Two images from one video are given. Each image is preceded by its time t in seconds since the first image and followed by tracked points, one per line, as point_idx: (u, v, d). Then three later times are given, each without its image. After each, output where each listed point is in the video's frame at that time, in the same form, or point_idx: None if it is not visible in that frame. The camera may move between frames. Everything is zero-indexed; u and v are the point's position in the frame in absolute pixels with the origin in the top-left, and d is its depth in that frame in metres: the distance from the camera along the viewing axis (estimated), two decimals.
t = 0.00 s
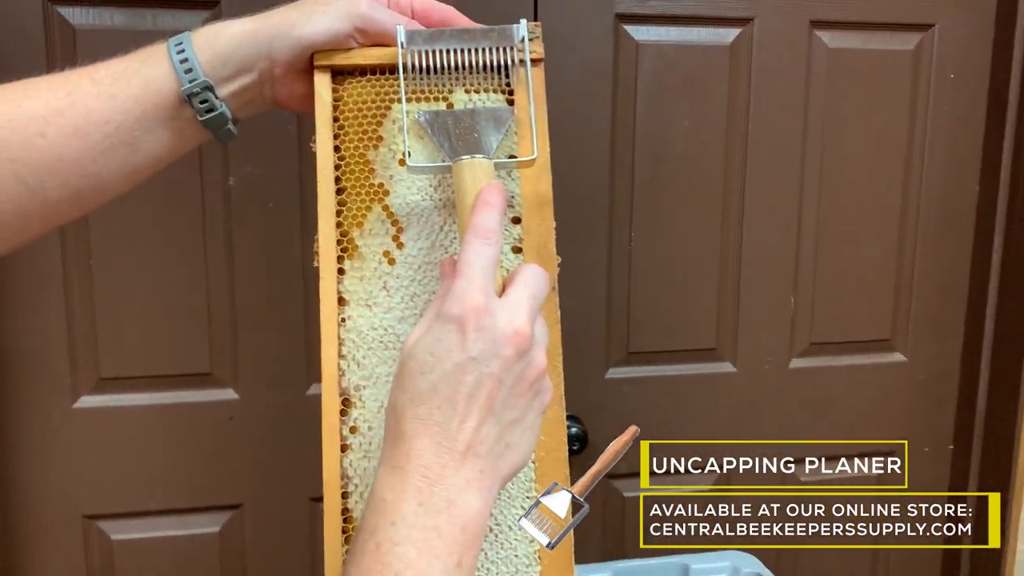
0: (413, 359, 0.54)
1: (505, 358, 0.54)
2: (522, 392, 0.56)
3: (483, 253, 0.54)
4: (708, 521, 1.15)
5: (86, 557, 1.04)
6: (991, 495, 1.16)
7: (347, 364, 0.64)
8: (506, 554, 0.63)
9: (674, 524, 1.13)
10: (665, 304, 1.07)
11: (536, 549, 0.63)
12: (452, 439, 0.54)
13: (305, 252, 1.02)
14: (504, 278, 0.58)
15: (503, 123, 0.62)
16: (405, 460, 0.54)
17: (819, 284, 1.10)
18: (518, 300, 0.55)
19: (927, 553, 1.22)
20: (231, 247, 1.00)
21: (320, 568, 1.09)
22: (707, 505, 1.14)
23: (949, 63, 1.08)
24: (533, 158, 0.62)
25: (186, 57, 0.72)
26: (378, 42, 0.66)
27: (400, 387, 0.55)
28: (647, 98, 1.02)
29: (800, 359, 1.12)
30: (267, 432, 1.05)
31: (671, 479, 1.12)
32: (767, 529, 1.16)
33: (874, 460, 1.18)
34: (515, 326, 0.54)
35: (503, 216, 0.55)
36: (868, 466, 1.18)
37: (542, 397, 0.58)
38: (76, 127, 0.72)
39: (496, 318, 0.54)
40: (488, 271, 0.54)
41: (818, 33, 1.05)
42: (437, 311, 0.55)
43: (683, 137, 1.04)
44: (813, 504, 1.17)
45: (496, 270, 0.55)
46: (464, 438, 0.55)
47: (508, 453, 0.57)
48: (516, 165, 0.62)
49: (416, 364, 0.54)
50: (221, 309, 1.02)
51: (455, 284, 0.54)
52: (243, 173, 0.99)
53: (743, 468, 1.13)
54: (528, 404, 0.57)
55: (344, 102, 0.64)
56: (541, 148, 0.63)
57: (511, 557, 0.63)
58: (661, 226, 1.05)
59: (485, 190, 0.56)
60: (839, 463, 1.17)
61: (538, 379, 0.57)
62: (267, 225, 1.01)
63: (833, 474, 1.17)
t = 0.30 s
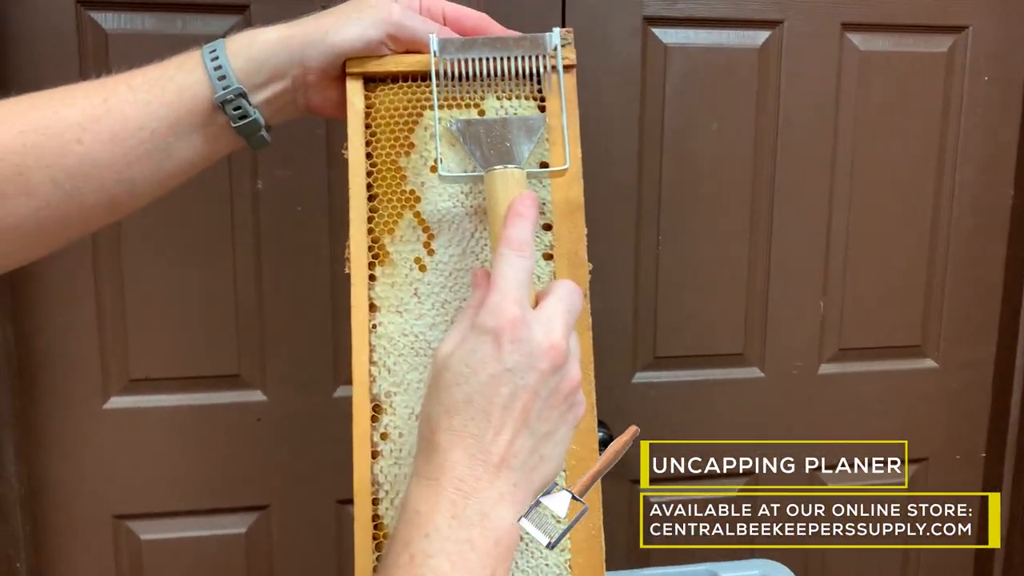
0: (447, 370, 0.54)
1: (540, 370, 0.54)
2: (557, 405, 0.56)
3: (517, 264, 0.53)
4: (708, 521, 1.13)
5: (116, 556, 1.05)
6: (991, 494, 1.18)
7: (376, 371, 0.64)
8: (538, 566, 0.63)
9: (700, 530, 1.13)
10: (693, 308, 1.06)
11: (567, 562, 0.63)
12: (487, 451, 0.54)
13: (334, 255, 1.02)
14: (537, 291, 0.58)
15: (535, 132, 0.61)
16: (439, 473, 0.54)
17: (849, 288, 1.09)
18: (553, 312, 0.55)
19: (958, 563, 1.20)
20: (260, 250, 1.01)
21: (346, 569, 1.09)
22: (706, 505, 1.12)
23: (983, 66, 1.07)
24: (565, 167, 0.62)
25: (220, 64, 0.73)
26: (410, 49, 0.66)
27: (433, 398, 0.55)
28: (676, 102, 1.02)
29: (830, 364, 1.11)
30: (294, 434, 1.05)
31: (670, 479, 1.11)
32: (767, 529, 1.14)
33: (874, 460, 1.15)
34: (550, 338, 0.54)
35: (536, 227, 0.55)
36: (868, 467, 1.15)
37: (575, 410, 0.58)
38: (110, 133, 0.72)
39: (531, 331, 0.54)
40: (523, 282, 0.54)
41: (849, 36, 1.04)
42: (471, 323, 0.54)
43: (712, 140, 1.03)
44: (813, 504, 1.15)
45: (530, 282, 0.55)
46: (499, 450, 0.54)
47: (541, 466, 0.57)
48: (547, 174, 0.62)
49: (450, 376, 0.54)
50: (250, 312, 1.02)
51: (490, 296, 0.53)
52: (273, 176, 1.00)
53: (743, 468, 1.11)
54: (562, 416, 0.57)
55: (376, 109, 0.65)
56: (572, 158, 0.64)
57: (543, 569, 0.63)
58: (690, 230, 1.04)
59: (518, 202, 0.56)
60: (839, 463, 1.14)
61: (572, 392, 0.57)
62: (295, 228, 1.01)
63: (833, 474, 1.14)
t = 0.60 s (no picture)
0: (476, 381, 0.53)
1: (570, 380, 0.53)
2: (586, 415, 0.56)
3: (546, 273, 0.53)
4: (708, 521, 1.11)
5: (140, 556, 1.05)
6: (992, 493, 1.16)
7: (399, 373, 0.63)
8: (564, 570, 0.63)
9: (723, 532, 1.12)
10: (717, 311, 1.05)
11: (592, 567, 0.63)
12: (517, 461, 0.54)
13: (357, 256, 1.03)
14: (564, 301, 0.58)
15: (561, 138, 0.61)
16: (469, 484, 0.53)
17: (876, 291, 1.08)
18: (582, 322, 0.55)
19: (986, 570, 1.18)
20: (284, 252, 1.01)
21: (368, 570, 1.09)
22: (706, 505, 1.10)
23: (1013, 66, 1.05)
24: (591, 172, 0.62)
25: (246, 66, 0.73)
26: (435, 50, 0.67)
27: (462, 408, 0.54)
28: (701, 102, 1.01)
29: (856, 368, 1.10)
30: (317, 435, 1.05)
31: (668, 479, 1.09)
32: (767, 529, 1.12)
33: (874, 460, 1.12)
34: (580, 348, 0.54)
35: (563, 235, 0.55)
36: (868, 467, 1.13)
37: (604, 420, 0.58)
38: (137, 136, 0.72)
39: (560, 341, 0.53)
40: (552, 291, 0.53)
41: (877, 36, 1.03)
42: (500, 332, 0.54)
43: (738, 141, 1.02)
44: (813, 504, 1.12)
45: (558, 291, 0.55)
46: (529, 461, 0.54)
47: (571, 477, 0.56)
48: (572, 180, 0.62)
49: (479, 386, 0.53)
50: (274, 313, 1.03)
51: (518, 305, 0.53)
52: (297, 178, 1.00)
53: (743, 468, 1.10)
54: (591, 426, 0.56)
55: (400, 111, 0.64)
56: (598, 163, 0.63)
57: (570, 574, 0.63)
58: (714, 232, 1.03)
59: (545, 209, 0.55)
60: (839, 463, 1.11)
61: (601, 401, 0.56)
62: (319, 230, 1.01)
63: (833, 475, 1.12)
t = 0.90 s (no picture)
0: (492, 385, 0.53)
1: (588, 385, 0.53)
2: (603, 419, 0.55)
3: (562, 275, 0.53)
4: (708, 521, 1.10)
5: (157, 553, 1.06)
6: (992, 493, 1.14)
7: (412, 370, 0.63)
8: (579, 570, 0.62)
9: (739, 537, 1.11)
10: (735, 312, 1.04)
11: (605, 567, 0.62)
12: (534, 467, 0.53)
13: (373, 256, 1.03)
14: (580, 305, 0.58)
15: (577, 138, 0.60)
16: (486, 489, 0.53)
17: (896, 293, 1.07)
18: (599, 325, 0.54)
19: None
20: (301, 251, 1.02)
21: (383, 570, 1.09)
22: (707, 505, 1.09)
23: None
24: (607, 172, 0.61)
25: (260, 62, 0.73)
26: (449, 45, 0.67)
27: (479, 413, 0.54)
28: (719, 102, 1.00)
29: (875, 371, 1.08)
30: (333, 435, 1.05)
31: (666, 478, 1.08)
32: (767, 529, 1.11)
33: (874, 460, 1.11)
34: (597, 351, 0.53)
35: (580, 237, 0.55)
36: (868, 467, 1.11)
37: (621, 425, 0.57)
38: (153, 133, 0.73)
39: (577, 345, 0.53)
40: (568, 294, 0.53)
41: (898, 35, 1.02)
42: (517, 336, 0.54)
43: (756, 141, 1.01)
44: (813, 504, 1.11)
45: (575, 294, 0.54)
46: (546, 466, 0.53)
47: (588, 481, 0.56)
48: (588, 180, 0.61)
49: (496, 390, 0.53)
50: (290, 312, 1.03)
51: (534, 308, 0.52)
52: (313, 177, 1.00)
53: (743, 468, 1.09)
54: (609, 431, 0.56)
55: (414, 106, 0.65)
56: (613, 161, 0.62)
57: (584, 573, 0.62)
58: (732, 232, 1.03)
59: (561, 210, 0.55)
60: (839, 463, 1.10)
61: (619, 406, 0.56)
62: (335, 229, 1.01)
63: (833, 475, 1.10)
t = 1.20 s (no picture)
0: (488, 393, 0.53)
1: (584, 395, 0.53)
2: (599, 431, 0.55)
3: (561, 285, 0.53)
4: (708, 521, 1.09)
5: (172, 555, 1.06)
6: (991, 493, 1.13)
7: (422, 374, 0.63)
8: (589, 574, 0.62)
9: (755, 543, 1.10)
10: (750, 316, 1.04)
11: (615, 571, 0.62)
12: (527, 476, 0.53)
13: (388, 258, 1.03)
14: (578, 316, 0.58)
15: (586, 149, 0.61)
16: (478, 498, 0.53)
17: (914, 297, 1.06)
18: (597, 336, 0.55)
19: None
20: (315, 254, 1.02)
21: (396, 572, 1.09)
22: (706, 504, 1.08)
23: None
24: (615, 185, 0.61)
25: (273, 67, 0.73)
26: (461, 50, 0.67)
27: (472, 421, 0.54)
28: (735, 104, 1.00)
29: (892, 375, 1.08)
30: (346, 437, 1.06)
31: (667, 478, 1.07)
32: (767, 529, 1.09)
33: (874, 460, 1.09)
34: (594, 362, 0.53)
35: (581, 248, 0.55)
36: (868, 467, 1.10)
37: (616, 436, 0.57)
38: (168, 137, 0.73)
39: (574, 355, 0.53)
40: (566, 304, 0.53)
41: (916, 37, 1.01)
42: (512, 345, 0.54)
43: (773, 144, 1.01)
44: (813, 503, 1.10)
45: (573, 304, 0.55)
46: (539, 476, 0.53)
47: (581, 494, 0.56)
48: (598, 191, 0.61)
49: (490, 398, 0.53)
50: (304, 315, 1.03)
51: (533, 316, 0.53)
52: (328, 180, 1.01)
53: (743, 468, 1.08)
54: (603, 442, 0.56)
55: (426, 112, 0.65)
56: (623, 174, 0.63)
57: None
58: (748, 235, 1.02)
59: (563, 221, 0.56)
60: (838, 463, 1.09)
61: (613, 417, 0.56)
62: (349, 232, 1.02)
63: (832, 475, 1.09)
